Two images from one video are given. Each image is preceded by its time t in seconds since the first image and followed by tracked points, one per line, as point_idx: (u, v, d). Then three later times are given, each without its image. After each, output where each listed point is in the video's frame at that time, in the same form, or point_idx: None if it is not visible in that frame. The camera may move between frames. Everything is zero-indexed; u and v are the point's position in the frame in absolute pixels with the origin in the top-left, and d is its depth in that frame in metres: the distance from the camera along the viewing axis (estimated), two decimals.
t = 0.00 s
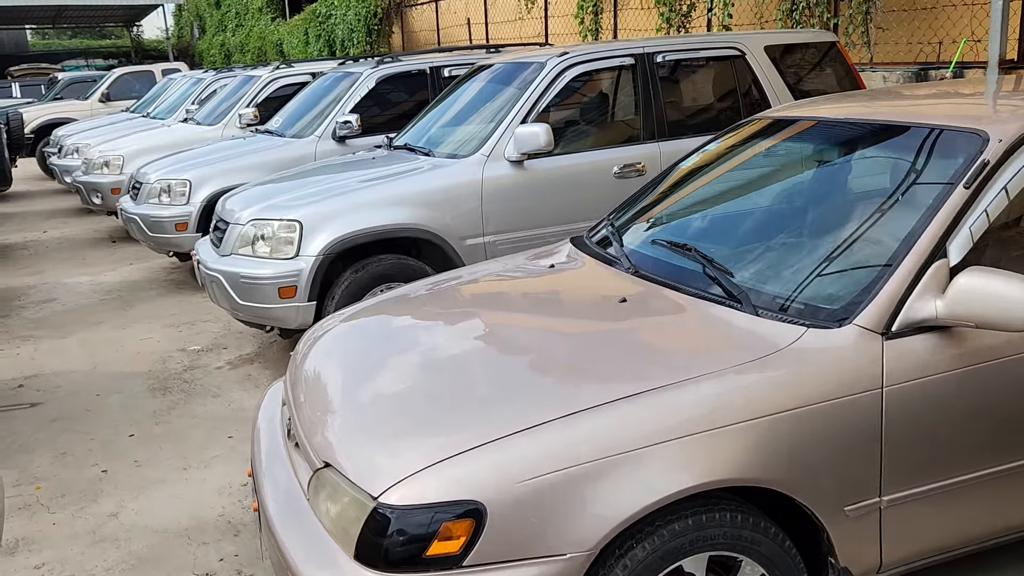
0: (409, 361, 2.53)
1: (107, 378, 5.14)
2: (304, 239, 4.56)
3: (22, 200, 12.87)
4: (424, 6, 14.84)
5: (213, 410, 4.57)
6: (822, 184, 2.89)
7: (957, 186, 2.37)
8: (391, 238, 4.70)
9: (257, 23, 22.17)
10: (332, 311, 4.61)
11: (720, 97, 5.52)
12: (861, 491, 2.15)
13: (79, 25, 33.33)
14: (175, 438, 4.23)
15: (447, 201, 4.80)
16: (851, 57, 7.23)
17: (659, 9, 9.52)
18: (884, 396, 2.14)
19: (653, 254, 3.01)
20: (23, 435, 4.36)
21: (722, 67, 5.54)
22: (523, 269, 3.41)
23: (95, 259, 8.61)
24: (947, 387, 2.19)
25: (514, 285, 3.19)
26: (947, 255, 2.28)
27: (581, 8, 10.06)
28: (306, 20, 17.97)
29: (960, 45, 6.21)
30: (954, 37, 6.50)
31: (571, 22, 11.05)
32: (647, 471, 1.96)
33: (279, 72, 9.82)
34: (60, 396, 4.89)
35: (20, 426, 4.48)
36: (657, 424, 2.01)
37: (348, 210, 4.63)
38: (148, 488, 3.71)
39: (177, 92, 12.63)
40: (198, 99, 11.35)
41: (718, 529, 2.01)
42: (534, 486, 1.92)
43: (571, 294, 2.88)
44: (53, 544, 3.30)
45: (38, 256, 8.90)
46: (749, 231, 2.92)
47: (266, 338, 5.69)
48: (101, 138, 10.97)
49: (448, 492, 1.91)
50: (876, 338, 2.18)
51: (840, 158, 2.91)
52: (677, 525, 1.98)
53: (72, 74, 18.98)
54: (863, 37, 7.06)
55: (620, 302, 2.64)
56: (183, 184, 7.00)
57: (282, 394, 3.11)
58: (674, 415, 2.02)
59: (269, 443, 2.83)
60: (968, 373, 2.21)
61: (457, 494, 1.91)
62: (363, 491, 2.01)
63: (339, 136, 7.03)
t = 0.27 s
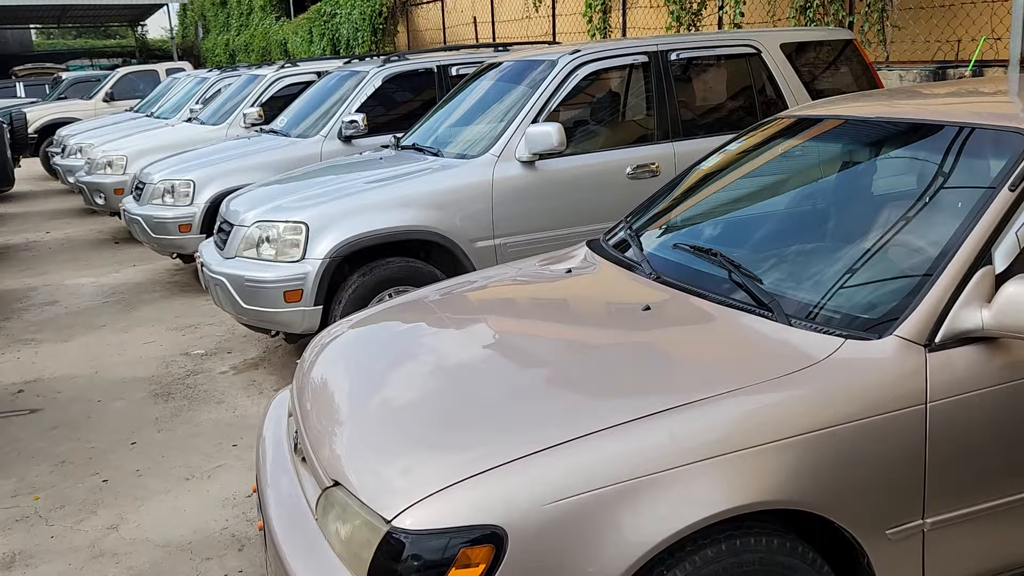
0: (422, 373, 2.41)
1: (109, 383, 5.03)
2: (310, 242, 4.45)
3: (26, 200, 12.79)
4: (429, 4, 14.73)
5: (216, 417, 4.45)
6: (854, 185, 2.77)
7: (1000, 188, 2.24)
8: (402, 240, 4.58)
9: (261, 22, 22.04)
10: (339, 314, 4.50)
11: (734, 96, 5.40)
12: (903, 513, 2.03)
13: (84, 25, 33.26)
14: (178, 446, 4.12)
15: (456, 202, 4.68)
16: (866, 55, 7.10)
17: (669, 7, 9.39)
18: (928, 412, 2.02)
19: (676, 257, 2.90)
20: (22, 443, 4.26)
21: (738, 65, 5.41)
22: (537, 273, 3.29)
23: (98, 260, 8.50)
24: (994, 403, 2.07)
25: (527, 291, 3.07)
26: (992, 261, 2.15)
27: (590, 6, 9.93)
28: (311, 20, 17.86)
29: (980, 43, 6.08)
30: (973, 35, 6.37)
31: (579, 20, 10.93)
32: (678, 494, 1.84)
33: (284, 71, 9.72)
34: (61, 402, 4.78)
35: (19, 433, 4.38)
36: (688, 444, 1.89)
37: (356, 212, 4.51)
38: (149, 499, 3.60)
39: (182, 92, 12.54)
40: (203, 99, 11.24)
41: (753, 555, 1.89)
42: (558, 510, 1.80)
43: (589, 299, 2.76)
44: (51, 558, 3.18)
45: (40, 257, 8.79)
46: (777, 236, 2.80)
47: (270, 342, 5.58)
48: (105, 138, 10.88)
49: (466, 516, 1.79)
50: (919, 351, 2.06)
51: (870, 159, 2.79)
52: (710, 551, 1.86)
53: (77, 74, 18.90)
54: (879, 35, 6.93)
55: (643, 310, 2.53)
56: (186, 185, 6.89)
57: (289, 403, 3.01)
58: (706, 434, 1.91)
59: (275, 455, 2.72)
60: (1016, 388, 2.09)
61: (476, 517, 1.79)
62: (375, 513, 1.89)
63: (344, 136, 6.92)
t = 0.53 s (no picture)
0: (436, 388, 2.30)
1: (111, 389, 4.93)
2: (316, 246, 4.33)
3: (30, 199, 12.70)
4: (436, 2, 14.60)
5: (220, 425, 4.34)
6: (888, 192, 2.65)
7: None
8: (412, 244, 4.47)
9: (266, 20, 21.94)
10: (347, 320, 4.39)
11: (748, 96, 5.27)
12: (947, 545, 1.91)
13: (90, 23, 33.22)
14: (181, 456, 4.01)
15: (466, 205, 4.56)
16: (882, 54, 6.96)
17: (680, 5, 9.26)
18: (977, 438, 1.90)
19: (699, 266, 2.78)
20: (22, 452, 4.15)
21: (754, 64, 5.28)
22: (553, 280, 3.17)
23: (101, 261, 8.40)
24: None
25: (542, 299, 2.95)
26: None
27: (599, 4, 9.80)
28: (317, 18, 17.75)
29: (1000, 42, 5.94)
30: (993, 33, 6.23)
31: (588, 19, 10.80)
32: (713, 527, 1.72)
33: (289, 69, 9.61)
34: (61, 408, 4.68)
35: (19, 442, 4.27)
36: (722, 473, 1.77)
37: (363, 215, 4.40)
38: (151, 512, 3.50)
39: (186, 90, 12.44)
40: (207, 97, 11.14)
41: None
42: (584, 544, 1.69)
43: (609, 310, 2.64)
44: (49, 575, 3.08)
45: (43, 258, 8.70)
46: (805, 245, 2.68)
47: (275, 348, 5.46)
48: (109, 137, 10.78)
49: (486, 550, 1.68)
50: (966, 372, 1.94)
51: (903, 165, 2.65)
52: None
53: (82, 72, 18.81)
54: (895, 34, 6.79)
55: (668, 324, 2.41)
56: (190, 186, 6.79)
57: (294, 415, 2.89)
58: (740, 462, 1.79)
59: (280, 471, 2.61)
60: None
61: (498, 551, 1.68)
62: (387, 545, 1.78)
63: (350, 136, 6.81)
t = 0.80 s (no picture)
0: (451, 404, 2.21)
1: (114, 395, 4.85)
2: (323, 250, 4.24)
3: (35, 199, 12.64)
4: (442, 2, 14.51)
5: (225, 433, 4.26)
6: (918, 199, 2.55)
7: None
8: (419, 248, 4.37)
9: (272, 19, 21.87)
10: (354, 326, 4.30)
11: (761, 97, 5.17)
12: (988, 572, 1.82)
13: (95, 23, 33.19)
14: (185, 464, 3.93)
15: (477, 208, 4.47)
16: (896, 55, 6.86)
17: (690, 5, 9.15)
18: None
19: (722, 275, 2.68)
20: (23, 459, 4.07)
21: (769, 64, 5.19)
22: (568, 288, 3.08)
23: (106, 262, 8.33)
24: None
25: (558, 307, 2.86)
26: None
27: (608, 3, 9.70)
28: (322, 17, 17.68)
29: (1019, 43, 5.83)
30: (1011, 34, 6.12)
31: (596, 18, 10.70)
32: (746, 558, 1.64)
33: (295, 69, 9.53)
34: (64, 414, 4.60)
35: (21, 449, 4.19)
36: (754, 500, 1.69)
37: (371, 219, 4.30)
38: (154, 523, 3.41)
39: (191, 90, 12.37)
40: (212, 97, 11.07)
41: None
42: None
43: (629, 320, 2.55)
44: None
45: (47, 259, 8.62)
46: (832, 253, 2.59)
47: (281, 352, 5.38)
48: (114, 136, 10.71)
49: None
50: (1012, 390, 1.86)
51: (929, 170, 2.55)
52: None
53: (87, 71, 18.75)
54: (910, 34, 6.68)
55: (691, 337, 2.32)
56: (195, 187, 6.71)
57: (303, 425, 2.81)
58: (772, 487, 1.71)
59: (288, 486, 2.52)
60: None
61: None
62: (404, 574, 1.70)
63: (357, 137, 6.72)
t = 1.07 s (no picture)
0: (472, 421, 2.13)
1: (118, 401, 4.77)
2: (332, 255, 4.15)
3: (40, 201, 12.59)
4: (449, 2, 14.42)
5: (231, 441, 4.18)
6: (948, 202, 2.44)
7: None
8: (430, 252, 4.29)
9: (277, 20, 21.81)
10: (364, 332, 4.20)
11: (775, 99, 5.07)
12: None
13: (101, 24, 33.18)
14: (191, 474, 3.85)
15: (489, 212, 4.38)
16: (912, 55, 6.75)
17: (700, 5, 9.06)
18: None
19: (748, 283, 2.59)
20: (26, 468, 4.00)
21: (785, 65, 5.09)
22: (585, 295, 2.99)
23: (110, 265, 8.25)
24: None
25: (576, 315, 2.77)
26: None
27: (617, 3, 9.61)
28: (328, 18, 17.60)
29: None
30: None
31: (605, 18, 10.60)
32: None
33: (301, 70, 9.45)
34: (68, 422, 4.52)
35: (23, 457, 4.12)
36: (792, 528, 1.60)
37: (382, 223, 4.22)
38: (159, 536, 3.33)
39: (197, 91, 12.30)
40: (218, 98, 11.00)
41: None
42: None
43: (652, 330, 2.46)
44: None
45: (52, 261, 8.56)
46: (862, 260, 2.49)
47: (288, 358, 5.30)
48: (119, 138, 10.64)
49: None
50: None
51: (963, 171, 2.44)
52: None
53: (92, 72, 18.71)
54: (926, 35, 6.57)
55: (719, 349, 2.23)
56: (201, 189, 6.63)
57: (314, 436, 2.73)
58: (810, 513, 1.62)
59: (298, 499, 2.44)
60: None
61: None
62: None
63: (365, 138, 6.64)
